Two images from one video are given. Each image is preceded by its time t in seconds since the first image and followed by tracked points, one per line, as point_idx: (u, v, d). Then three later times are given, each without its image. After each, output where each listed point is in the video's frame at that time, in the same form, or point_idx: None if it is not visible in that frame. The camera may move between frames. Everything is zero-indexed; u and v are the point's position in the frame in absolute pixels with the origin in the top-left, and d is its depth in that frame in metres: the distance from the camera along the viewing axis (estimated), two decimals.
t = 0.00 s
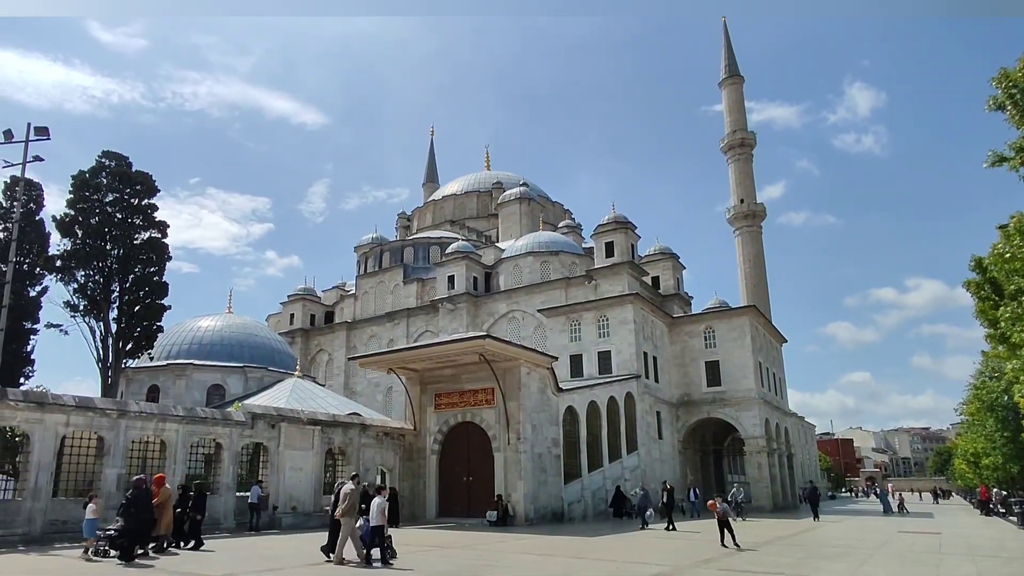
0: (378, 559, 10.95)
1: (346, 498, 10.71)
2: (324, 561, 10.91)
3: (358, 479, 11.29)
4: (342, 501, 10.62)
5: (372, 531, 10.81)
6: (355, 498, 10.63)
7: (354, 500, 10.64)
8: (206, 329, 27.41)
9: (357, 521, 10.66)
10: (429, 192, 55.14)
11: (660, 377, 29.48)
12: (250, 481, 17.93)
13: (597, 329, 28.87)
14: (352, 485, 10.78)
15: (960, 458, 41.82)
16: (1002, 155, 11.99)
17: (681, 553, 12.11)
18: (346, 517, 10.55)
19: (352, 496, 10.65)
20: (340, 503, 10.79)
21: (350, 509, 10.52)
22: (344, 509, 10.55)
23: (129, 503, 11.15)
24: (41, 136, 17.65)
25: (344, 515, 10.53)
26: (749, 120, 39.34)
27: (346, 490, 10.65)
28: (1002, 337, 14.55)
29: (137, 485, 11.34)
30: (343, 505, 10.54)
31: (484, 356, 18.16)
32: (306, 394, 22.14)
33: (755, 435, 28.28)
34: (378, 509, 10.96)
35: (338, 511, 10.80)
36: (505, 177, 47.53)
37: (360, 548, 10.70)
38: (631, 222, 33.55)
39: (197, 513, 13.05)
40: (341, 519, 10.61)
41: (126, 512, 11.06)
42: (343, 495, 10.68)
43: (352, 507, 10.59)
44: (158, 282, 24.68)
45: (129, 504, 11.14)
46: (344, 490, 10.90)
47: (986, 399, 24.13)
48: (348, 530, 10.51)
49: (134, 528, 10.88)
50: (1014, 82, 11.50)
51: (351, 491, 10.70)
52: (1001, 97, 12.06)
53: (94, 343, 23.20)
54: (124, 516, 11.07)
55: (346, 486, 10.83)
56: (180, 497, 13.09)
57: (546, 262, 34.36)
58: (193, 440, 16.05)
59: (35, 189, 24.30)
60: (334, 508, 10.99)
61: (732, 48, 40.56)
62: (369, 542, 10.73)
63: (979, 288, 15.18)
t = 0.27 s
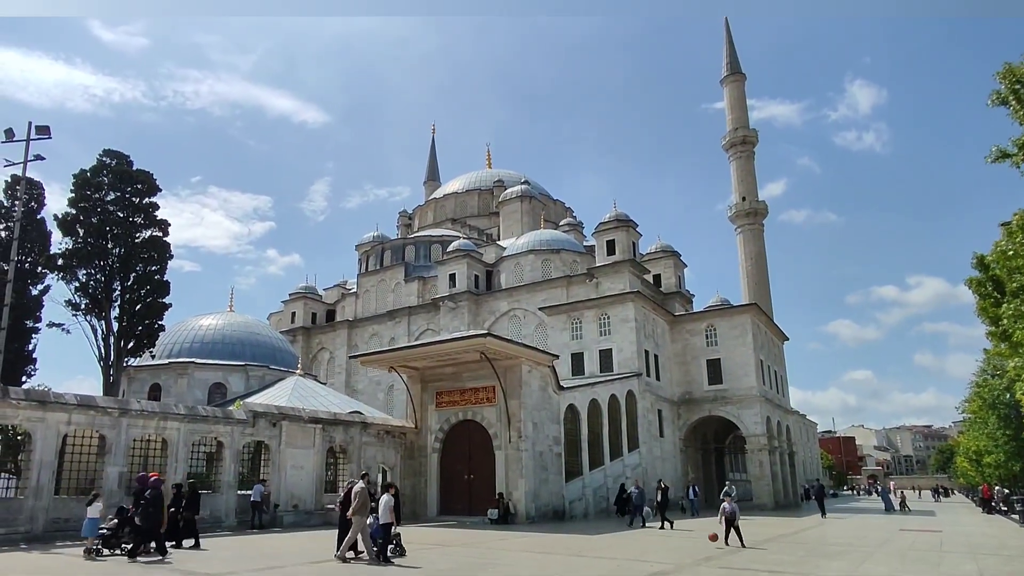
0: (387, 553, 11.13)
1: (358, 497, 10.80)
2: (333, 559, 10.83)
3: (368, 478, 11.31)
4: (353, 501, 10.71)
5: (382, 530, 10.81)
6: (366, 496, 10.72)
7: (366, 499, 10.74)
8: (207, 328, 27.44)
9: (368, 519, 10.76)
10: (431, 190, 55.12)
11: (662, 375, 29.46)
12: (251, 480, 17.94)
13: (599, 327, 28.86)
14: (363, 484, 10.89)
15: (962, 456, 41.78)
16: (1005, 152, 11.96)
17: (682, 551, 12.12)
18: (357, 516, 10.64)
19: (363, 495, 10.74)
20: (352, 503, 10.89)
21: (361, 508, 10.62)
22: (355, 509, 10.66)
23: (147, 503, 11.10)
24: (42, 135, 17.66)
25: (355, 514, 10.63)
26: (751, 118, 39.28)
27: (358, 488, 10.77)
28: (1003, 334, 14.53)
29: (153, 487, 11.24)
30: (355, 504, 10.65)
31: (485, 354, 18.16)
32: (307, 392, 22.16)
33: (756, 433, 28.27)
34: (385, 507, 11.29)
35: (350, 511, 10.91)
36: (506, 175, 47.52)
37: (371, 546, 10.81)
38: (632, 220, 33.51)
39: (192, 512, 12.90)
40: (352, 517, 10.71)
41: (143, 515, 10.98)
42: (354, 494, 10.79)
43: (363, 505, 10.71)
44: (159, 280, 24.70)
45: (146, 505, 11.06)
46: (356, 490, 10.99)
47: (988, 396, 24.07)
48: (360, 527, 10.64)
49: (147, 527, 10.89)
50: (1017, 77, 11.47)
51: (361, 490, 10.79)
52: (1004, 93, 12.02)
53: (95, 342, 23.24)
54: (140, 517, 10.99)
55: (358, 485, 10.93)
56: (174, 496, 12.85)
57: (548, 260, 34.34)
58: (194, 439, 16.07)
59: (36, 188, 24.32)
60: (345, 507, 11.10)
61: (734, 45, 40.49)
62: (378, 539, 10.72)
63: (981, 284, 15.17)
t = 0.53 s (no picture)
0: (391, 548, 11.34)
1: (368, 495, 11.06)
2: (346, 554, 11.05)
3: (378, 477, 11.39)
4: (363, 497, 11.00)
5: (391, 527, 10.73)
6: (377, 493, 10.95)
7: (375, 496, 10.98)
8: (209, 325, 27.46)
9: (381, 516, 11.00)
10: (432, 188, 55.11)
11: (663, 373, 29.46)
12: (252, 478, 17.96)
13: (600, 325, 28.86)
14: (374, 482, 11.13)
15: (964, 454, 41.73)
16: (1007, 148, 11.93)
17: (680, 548, 12.10)
18: (369, 512, 10.90)
19: (373, 491, 11.00)
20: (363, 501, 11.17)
21: (371, 504, 10.90)
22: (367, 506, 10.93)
23: (169, 497, 11.67)
24: (44, 134, 17.68)
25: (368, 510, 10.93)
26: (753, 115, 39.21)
27: (367, 485, 11.01)
28: (1004, 331, 14.50)
29: (175, 484, 11.85)
30: (366, 500, 10.92)
31: (486, 352, 18.17)
32: (309, 390, 22.19)
33: (758, 431, 28.26)
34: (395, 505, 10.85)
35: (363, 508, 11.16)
36: (508, 172, 47.49)
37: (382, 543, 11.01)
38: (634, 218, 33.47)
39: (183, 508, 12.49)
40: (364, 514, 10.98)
41: (167, 510, 11.41)
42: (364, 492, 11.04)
43: (374, 502, 10.96)
44: (161, 278, 24.73)
45: (168, 499, 11.62)
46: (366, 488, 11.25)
47: (990, 394, 24.02)
48: (372, 524, 10.88)
49: (171, 520, 11.31)
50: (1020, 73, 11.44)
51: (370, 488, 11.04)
52: (1007, 88, 11.99)
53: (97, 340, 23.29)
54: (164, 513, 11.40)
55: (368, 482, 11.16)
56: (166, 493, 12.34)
57: (549, 257, 34.33)
58: (196, 437, 16.09)
59: (37, 186, 24.34)
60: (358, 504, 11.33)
61: (736, 43, 40.40)
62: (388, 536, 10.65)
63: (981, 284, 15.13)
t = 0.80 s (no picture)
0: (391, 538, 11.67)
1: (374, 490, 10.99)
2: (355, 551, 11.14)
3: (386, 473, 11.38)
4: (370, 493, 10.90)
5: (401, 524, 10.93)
6: (386, 491, 10.88)
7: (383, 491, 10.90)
8: (210, 323, 27.48)
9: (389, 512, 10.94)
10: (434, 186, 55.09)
11: (664, 371, 29.44)
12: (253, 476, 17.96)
13: (601, 322, 28.85)
14: (381, 477, 11.01)
15: (966, 451, 41.71)
16: (1007, 146, 11.89)
17: (680, 546, 12.09)
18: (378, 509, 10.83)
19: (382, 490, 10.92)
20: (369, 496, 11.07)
21: (380, 501, 10.83)
22: (375, 502, 10.87)
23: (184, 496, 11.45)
24: (44, 132, 17.69)
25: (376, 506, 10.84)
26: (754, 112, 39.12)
27: (376, 483, 10.90)
28: (1005, 329, 14.47)
29: (190, 482, 11.59)
30: (375, 498, 10.84)
31: (486, 350, 18.17)
32: (310, 388, 22.21)
33: (759, 429, 28.23)
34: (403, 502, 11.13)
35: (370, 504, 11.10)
36: (509, 170, 47.45)
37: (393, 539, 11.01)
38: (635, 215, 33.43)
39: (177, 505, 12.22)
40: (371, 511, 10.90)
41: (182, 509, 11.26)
42: (371, 488, 10.93)
43: (382, 500, 10.89)
44: (162, 276, 24.75)
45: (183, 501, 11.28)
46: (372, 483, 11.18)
47: (992, 392, 23.94)
48: (381, 520, 10.82)
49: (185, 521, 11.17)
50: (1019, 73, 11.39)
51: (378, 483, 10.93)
52: (1007, 88, 11.94)
53: (99, 338, 23.32)
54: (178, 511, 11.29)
55: (375, 478, 11.07)
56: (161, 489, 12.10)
57: (550, 255, 34.30)
58: (197, 435, 16.10)
59: (38, 184, 24.36)
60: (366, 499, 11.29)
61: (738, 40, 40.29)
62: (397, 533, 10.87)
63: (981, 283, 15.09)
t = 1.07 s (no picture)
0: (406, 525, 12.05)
1: (383, 489, 10.98)
2: (361, 550, 11.16)
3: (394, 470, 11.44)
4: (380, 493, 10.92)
5: (410, 522, 11.02)
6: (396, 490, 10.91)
7: (394, 491, 10.90)
8: (210, 322, 27.49)
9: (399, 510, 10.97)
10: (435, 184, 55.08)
11: (665, 369, 29.43)
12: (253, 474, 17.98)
13: (602, 321, 28.83)
14: (391, 477, 11.01)
15: (967, 449, 41.67)
16: (1007, 145, 11.85)
17: (679, 544, 12.09)
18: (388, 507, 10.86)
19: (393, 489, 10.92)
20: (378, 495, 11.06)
21: (391, 501, 10.85)
22: (385, 501, 10.90)
23: (201, 494, 11.73)
24: (45, 131, 17.71)
25: (387, 505, 10.86)
26: (756, 110, 39.05)
27: (387, 483, 10.90)
28: (1006, 328, 14.43)
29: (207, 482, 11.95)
30: (384, 498, 10.86)
31: (486, 349, 18.17)
32: (311, 386, 22.23)
33: (759, 428, 28.21)
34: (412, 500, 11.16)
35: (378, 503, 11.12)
36: (510, 168, 47.44)
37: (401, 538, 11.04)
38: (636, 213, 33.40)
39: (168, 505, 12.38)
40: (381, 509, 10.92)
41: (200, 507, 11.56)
42: (380, 488, 10.92)
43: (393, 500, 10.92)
44: (162, 275, 24.78)
45: (201, 500, 11.58)
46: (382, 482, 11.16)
47: (993, 391, 23.88)
48: (389, 517, 10.87)
49: (202, 518, 11.47)
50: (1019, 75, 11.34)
51: (388, 484, 10.90)
52: (1007, 89, 11.89)
53: (99, 337, 23.36)
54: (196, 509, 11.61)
55: (384, 478, 11.06)
56: (150, 489, 12.29)
57: (551, 254, 34.29)
58: (197, 433, 16.12)
59: (40, 183, 24.40)
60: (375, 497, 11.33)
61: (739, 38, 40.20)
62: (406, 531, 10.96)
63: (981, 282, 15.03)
